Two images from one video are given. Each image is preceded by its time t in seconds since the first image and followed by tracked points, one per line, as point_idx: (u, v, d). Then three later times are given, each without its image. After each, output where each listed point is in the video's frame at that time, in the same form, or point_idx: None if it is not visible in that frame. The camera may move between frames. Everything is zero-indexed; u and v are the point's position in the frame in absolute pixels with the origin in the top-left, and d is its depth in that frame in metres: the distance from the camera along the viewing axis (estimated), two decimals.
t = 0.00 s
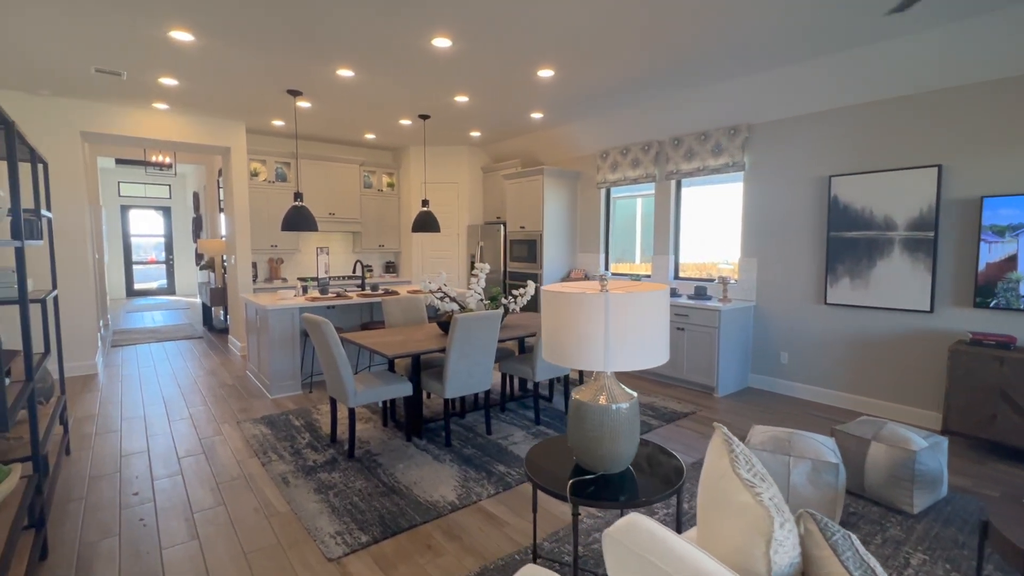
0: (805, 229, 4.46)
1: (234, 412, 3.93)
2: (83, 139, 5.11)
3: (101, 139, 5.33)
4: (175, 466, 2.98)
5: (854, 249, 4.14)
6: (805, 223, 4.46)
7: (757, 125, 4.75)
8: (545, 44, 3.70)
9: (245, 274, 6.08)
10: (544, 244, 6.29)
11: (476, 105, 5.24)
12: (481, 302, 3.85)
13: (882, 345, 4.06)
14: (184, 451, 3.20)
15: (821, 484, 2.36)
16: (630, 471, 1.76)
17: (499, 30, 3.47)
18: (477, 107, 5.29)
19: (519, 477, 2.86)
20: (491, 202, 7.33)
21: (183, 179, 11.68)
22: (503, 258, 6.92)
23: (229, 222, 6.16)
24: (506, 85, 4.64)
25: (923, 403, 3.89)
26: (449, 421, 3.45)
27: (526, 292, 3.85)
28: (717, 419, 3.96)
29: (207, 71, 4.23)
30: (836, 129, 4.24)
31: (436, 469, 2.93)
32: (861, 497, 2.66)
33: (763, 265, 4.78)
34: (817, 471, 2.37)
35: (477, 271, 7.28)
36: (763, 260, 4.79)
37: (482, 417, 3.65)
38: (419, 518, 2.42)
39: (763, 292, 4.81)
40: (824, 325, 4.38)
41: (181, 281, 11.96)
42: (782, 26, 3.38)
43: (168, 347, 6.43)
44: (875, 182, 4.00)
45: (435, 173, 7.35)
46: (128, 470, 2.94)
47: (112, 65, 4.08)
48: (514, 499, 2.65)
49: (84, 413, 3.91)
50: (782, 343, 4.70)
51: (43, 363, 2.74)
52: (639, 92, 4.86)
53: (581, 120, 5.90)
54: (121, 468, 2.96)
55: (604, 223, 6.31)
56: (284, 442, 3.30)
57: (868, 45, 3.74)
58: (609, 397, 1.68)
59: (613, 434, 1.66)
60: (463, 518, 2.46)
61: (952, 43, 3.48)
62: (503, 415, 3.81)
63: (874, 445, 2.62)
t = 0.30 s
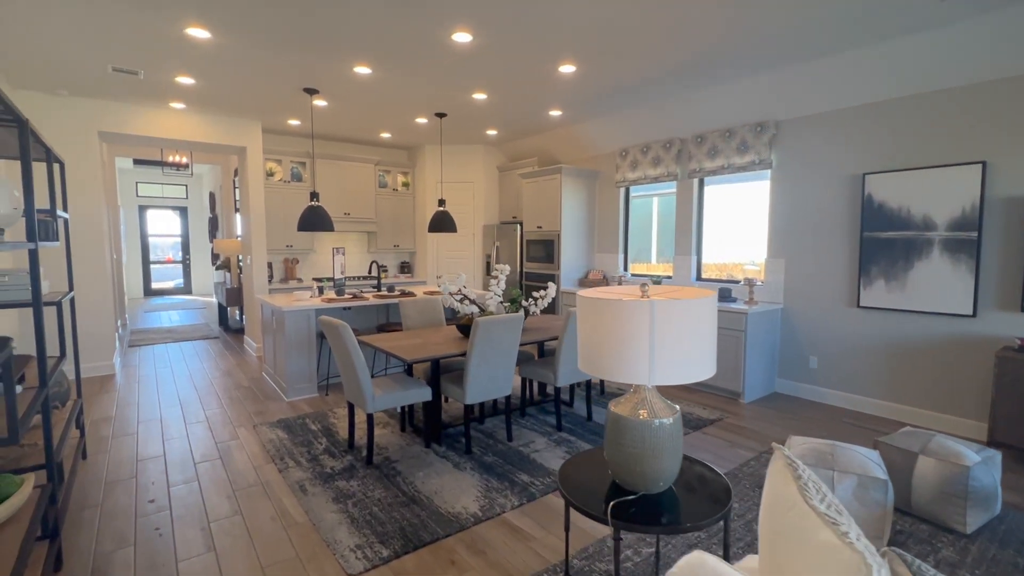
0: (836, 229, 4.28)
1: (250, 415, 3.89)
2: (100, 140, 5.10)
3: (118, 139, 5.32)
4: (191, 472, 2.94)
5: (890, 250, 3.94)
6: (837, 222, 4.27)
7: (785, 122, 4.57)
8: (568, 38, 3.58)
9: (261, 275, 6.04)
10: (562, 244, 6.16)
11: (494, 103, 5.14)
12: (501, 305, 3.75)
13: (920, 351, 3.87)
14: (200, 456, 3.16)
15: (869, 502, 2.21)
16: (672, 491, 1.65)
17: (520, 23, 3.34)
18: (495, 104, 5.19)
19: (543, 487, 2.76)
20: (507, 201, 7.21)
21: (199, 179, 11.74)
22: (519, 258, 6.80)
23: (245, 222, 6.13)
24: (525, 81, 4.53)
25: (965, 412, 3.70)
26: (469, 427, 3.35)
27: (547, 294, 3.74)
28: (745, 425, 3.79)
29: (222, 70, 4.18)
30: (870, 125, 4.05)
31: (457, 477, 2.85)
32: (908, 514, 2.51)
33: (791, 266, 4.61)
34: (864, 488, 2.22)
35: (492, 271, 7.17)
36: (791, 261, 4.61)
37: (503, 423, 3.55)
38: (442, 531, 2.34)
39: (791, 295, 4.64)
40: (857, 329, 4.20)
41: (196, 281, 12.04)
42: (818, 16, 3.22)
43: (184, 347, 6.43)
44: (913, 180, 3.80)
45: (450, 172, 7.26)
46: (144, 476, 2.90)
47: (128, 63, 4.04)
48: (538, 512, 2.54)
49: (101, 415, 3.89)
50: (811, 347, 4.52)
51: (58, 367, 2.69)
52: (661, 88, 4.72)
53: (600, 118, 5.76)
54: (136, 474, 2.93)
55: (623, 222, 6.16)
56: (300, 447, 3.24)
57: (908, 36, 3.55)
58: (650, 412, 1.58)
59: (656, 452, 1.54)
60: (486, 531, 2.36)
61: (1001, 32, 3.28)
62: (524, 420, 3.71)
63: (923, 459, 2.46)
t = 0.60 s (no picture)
0: (864, 227, 4.10)
1: (261, 416, 3.82)
2: (111, 138, 5.06)
3: (130, 137, 5.29)
4: (201, 477, 2.88)
5: (922, 249, 3.77)
6: (865, 220, 4.09)
7: (810, 116, 4.40)
8: (588, 30, 3.46)
9: (272, 274, 5.99)
10: (576, 244, 6.03)
11: (508, 98, 5.04)
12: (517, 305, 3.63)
13: (955, 355, 3.70)
14: (210, 460, 3.09)
15: (914, 517, 2.08)
16: (711, 508, 1.54)
17: (538, 14, 3.22)
18: (509, 100, 5.08)
19: (564, 496, 2.66)
20: (520, 199, 7.09)
21: (210, 178, 11.75)
22: (533, 257, 6.68)
23: (256, 221, 6.08)
24: (541, 76, 4.42)
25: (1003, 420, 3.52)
26: (485, 432, 3.25)
27: (564, 294, 3.62)
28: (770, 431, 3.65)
29: (234, 65, 4.11)
30: (902, 119, 3.87)
31: (474, 485, 2.75)
32: (954, 529, 2.37)
33: (816, 266, 4.43)
34: (909, 502, 2.09)
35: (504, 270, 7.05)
36: (816, 261, 4.43)
37: (519, 427, 3.45)
38: (460, 543, 2.24)
39: (815, 295, 4.47)
40: (886, 331, 4.04)
41: (208, 279, 12.05)
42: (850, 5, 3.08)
43: (195, 346, 6.39)
44: (950, 175, 3.62)
45: (462, 170, 7.16)
46: (154, 480, 2.84)
47: (139, 59, 3.98)
48: (559, 524, 2.43)
49: (112, 416, 3.84)
50: (836, 350, 4.36)
51: (65, 369, 2.62)
52: (681, 82, 4.58)
53: (615, 113, 5.62)
54: (146, 478, 2.87)
55: (638, 221, 6.02)
56: (313, 452, 3.16)
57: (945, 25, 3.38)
58: (689, 424, 1.46)
59: (696, 468, 1.43)
60: (506, 544, 2.26)
61: None
62: (541, 424, 3.60)
63: (970, 472, 2.31)
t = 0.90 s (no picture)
0: (892, 224, 3.94)
1: (271, 417, 3.74)
2: (120, 134, 5.00)
3: (138, 133, 5.22)
4: (210, 480, 2.79)
5: (954, 246, 3.60)
6: (893, 215, 3.92)
7: (834, 108, 4.24)
8: (607, 17, 3.33)
9: (281, 272, 5.91)
10: (589, 241, 5.90)
11: (522, 92, 4.92)
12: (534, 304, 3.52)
13: (990, 356, 3.54)
14: (219, 462, 3.01)
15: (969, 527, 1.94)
16: (760, 524, 1.42)
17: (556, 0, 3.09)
18: (522, 93, 4.96)
19: (586, 503, 2.55)
20: (531, 195, 6.96)
21: (218, 175, 11.71)
22: (545, 254, 6.56)
23: (265, 218, 6.00)
24: (557, 68, 4.30)
25: None
26: (501, 434, 3.15)
27: (582, 292, 3.50)
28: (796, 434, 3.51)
29: (243, 58, 4.02)
30: (933, 109, 3.69)
31: (491, 490, 2.65)
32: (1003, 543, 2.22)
33: (840, 263, 4.25)
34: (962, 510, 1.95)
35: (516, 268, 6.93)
36: (840, 258, 4.25)
37: (536, 429, 3.34)
38: (481, 552, 2.14)
39: (839, 295, 4.30)
40: (916, 332, 3.88)
41: (216, 277, 12.04)
42: None
43: (204, 345, 6.34)
44: (985, 168, 3.44)
45: (471, 166, 7.04)
46: (162, 484, 2.76)
47: (147, 52, 3.89)
48: (581, 533, 2.32)
49: (120, 416, 3.78)
50: (862, 351, 4.21)
51: (70, 368, 2.54)
52: (700, 74, 4.44)
53: (630, 108, 5.49)
54: (154, 481, 2.79)
55: (653, 218, 5.87)
56: (324, 455, 3.07)
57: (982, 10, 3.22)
58: (736, 433, 1.34)
59: (746, 481, 1.31)
60: (528, 554, 2.15)
61: None
62: (558, 426, 3.49)
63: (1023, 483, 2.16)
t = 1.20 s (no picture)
0: (919, 221, 3.79)
1: (279, 419, 3.64)
2: (124, 129, 4.91)
3: (143, 128, 5.13)
4: (217, 486, 2.70)
5: (986, 243, 3.45)
6: (922, 211, 3.78)
7: (858, 101, 4.09)
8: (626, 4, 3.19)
9: (288, 270, 5.81)
10: (601, 238, 5.77)
11: (534, 84, 4.80)
12: (549, 303, 3.41)
13: None
14: (226, 467, 2.91)
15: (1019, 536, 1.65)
16: (816, 548, 1.30)
17: None
18: (535, 86, 4.83)
19: (608, 512, 2.44)
20: (541, 192, 6.84)
21: (223, 172, 11.64)
22: (556, 252, 6.44)
23: (270, 215, 5.90)
24: (571, 59, 4.17)
25: None
26: (517, 438, 3.04)
27: (599, 290, 3.38)
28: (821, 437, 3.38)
29: (250, 50, 3.92)
30: (965, 101, 3.54)
31: (510, 498, 2.54)
32: None
33: (864, 262, 4.11)
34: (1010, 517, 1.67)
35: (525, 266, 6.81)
36: (863, 256, 4.11)
37: (553, 433, 3.23)
38: (502, 565, 2.04)
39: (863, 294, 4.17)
40: (944, 332, 3.74)
41: (222, 274, 11.98)
42: None
43: (209, 343, 6.26)
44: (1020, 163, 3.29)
45: (480, 162, 6.93)
46: (168, 490, 2.67)
47: (151, 43, 3.79)
48: (606, 545, 2.20)
49: (124, 418, 3.69)
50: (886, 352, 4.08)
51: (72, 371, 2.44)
52: (718, 66, 4.30)
53: (644, 101, 5.35)
54: (160, 487, 2.70)
55: (667, 215, 5.74)
56: (334, 460, 2.97)
57: None
58: (793, 448, 1.23)
59: (805, 502, 1.19)
60: (550, 568, 2.04)
61: None
62: (574, 430, 3.38)
63: None
